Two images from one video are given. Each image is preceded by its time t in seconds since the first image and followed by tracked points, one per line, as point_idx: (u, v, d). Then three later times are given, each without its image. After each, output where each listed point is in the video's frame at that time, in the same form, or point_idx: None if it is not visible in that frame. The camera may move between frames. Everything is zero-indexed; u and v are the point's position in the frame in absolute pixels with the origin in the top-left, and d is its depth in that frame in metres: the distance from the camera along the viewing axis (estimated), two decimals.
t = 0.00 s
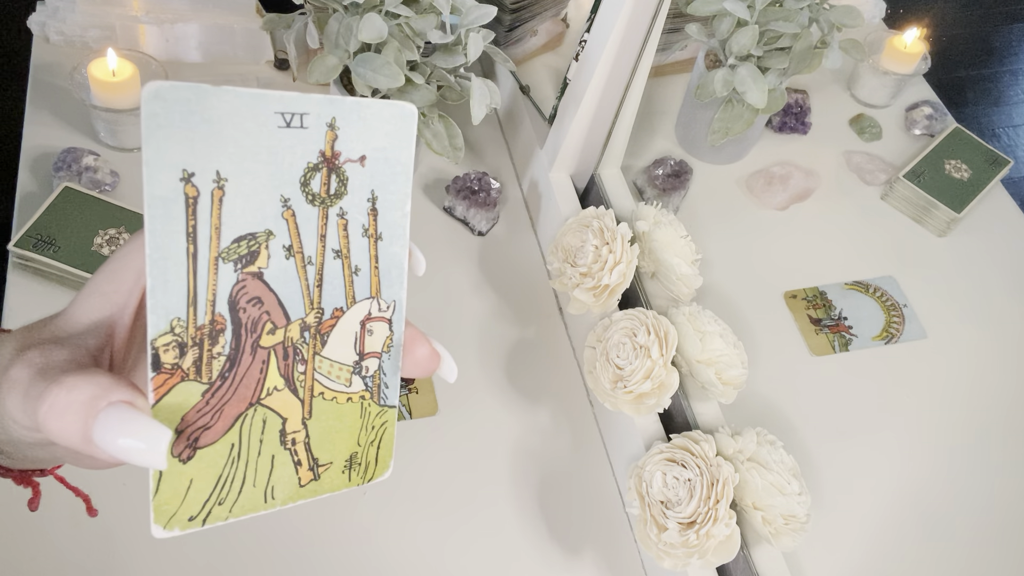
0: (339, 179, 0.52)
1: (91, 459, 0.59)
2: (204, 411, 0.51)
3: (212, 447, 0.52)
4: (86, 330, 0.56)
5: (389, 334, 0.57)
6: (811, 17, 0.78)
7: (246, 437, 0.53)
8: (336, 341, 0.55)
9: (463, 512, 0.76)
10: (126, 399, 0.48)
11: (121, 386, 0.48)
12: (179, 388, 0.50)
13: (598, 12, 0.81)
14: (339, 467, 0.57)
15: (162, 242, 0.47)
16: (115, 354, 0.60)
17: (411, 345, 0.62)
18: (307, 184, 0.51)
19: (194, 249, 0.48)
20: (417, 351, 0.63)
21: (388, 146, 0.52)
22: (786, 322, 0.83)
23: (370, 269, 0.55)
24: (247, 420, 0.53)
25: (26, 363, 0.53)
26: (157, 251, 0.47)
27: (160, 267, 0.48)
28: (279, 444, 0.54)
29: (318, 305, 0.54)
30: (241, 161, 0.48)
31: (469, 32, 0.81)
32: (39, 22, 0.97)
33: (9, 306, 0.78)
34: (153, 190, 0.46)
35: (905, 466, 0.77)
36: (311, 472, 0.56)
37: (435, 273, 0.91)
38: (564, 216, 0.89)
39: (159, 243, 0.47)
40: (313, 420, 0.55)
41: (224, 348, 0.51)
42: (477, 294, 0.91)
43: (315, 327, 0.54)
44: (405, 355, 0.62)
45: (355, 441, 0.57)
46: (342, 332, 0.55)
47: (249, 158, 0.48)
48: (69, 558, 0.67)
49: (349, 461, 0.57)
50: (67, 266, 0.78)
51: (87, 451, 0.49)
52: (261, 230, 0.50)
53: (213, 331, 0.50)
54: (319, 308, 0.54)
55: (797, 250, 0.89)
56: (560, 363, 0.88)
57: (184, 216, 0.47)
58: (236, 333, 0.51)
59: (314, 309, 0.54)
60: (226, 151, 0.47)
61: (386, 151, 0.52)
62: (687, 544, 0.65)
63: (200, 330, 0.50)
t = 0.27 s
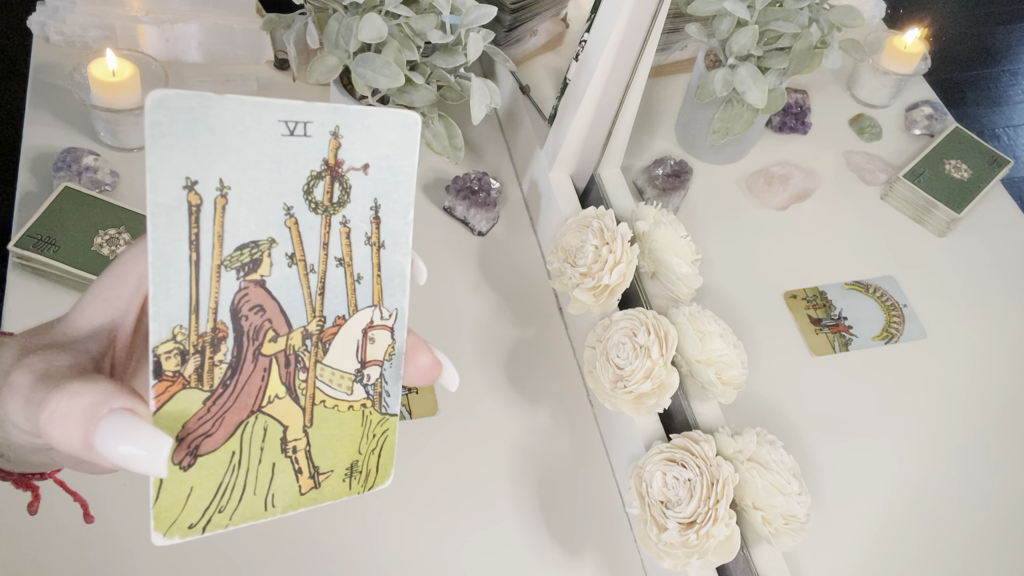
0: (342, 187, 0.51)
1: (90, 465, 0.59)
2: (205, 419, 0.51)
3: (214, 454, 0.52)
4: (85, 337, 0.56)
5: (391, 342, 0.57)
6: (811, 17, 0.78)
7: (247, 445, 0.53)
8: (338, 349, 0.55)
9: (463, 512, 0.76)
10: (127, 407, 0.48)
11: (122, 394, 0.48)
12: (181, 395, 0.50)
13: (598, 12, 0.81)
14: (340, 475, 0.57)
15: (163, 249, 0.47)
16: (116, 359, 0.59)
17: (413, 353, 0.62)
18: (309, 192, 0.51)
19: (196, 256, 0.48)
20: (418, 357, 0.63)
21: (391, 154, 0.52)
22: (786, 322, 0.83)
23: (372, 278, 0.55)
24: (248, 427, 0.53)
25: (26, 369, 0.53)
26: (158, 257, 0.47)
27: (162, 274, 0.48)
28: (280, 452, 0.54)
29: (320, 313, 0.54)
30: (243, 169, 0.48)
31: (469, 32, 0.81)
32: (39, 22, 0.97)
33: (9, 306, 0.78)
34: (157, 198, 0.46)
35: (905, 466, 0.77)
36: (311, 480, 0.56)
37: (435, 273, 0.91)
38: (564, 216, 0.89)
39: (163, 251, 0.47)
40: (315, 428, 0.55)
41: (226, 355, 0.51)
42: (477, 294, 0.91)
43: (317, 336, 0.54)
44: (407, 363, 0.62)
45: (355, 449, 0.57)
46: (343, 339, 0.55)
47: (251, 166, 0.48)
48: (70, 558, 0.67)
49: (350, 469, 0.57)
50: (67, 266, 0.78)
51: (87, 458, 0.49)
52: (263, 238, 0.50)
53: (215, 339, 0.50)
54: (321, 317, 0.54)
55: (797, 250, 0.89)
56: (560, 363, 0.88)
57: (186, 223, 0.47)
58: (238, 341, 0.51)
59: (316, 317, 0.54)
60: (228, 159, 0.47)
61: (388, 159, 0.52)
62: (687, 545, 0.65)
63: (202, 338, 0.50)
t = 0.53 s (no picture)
0: (340, 191, 0.52)
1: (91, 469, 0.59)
2: (206, 424, 0.51)
3: (215, 459, 0.52)
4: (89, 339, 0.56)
5: (391, 343, 0.57)
6: (811, 17, 0.78)
7: (249, 448, 0.53)
8: (337, 352, 0.55)
9: (463, 512, 0.76)
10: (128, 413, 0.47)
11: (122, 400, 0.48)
12: (179, 402, 0.50)
13: (598, 12, 0.81)
14: (343, 474, 0.57)
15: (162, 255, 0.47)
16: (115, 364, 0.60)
17: (413, 353, 0.62)
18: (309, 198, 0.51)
19: (195, 263, 0.48)
20: (417, 359, 0.63)
21: (388, 156, 0.52)
22: (786, 323, 0.83)
23: (373, 279, 0.55)
24: (250, 431, 0.53)
25: (27, 374, 0.52)
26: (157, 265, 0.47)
27: (161, 282, 0.48)
28: (283, 454, 0.54)
29: (320, 316, 0.54)
30: (241, 175, 0.48)
31: (469, 32, 0.81)
32: (39, 22, 0.97)
33: (8, 306, 0.78)
34: (155, 205, 0.46)
35: (905, 466, 0.77)
36: (314, 480, 0.56)
37: (435, 273, 0.91)
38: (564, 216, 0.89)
39: (161, 259, 0.47)
40: (316, 430, 0.55)
41: (225, 361, 0.51)
42: (477, 294, 0.91)
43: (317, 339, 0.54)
44: (407, 363, 0.62)
45: (357, 449, 0.57)
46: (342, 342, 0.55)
47: (250, 172, 0.48)
48: (71, 558, 0.67)
49: (352, 469, 0.57)
50: (67, 266, 0.78)
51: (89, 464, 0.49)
52: (262, 242, 0.50)
53: (215, 344, 0.50)
54: (320, 320, 0.54)
55: (797, 250, 0.89)
56: (560, 364, 0.88)
57: (185, 231, 0.47)
58: (237, 346, 0.51)
59: (316, 320, 0.54)
60: (226, 165, 0.47)
61: (386, 161, 0.52)
62: (687, 545, 0.65)
63: (201, 344, 0.50)
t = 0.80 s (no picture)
0: (339, 196, 0.51)
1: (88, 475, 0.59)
2: (203, 430, 0.51)
3: (211, 466, 0.52)
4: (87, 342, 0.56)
5: (390, 349, 0.57)
6: (811, 16, 0.78)
7: (246, 456, 0.53)
8: (336, 358, 0.55)
9: (463, 511, 0.76)
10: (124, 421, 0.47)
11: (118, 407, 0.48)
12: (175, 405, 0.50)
13: (598, 12, 0.82)
14: (340, 482, 0.57)
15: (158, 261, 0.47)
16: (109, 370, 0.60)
17: (412, 359, 0.62)
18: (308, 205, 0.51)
19: (192, 268, 0.48)
20: (415, 366, 0.63)
21: (388, 161, 0.52)
22: (786, 323, 0.83)
23: (371, 286, 0.55)
24: (247, 438, 0.53)
25: (24, 380, 0.52)
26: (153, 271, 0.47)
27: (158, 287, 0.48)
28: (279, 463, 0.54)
29: (318, 321, 0.53)
30: (239, 179, 0.48)
31: (469, 32, 0.81)
32: (39, 22, 0.97)
33: (9, 306, 0.78)
34: (152, 209, 0.46)
35: (904, 465, 0.77)
36: (311, 488, 0.56)
37: (435, 272, 0.91)
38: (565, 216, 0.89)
39: (158, 263, 0.47)
40: (314, 437, 0.55)
41: (223, 366, 0.51)
42: (477, 294, 0.91)
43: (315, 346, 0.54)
44: (406, 369, 0.62)
45: (355, 457, 0.57)
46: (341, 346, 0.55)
47: (247, 176, 0.48)
48: (72, 558, 0.67)
49: (350, 477, 0.57)
50: (67, 266, 0.78)
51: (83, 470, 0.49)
52: (260, 248, 0.50)
53: (212, 350, 0.50)
54: (318, 327, 0.54)
55: (797, 250, 0.89)
56: (560, 364, 0.88)
57: (181, 235, 0.47)
58: (235, 352, 0.51)
59: (314, 326, 0.53)
60: (223, 168, 0.47)
61: (385, 166, 0.52)
62: (687, 545, 0.65)
63: (198, 349, 0.50)
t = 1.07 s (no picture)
0: (328, 185, 0.51)
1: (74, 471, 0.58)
2: (190, 424, 0.51)
3: (199, 460, 0.52)
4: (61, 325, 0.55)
5: (381, 342, 0.57)
6: (811, 16, 0.78)
7: (237, 451, 0.53)
8: (326, 350, 0.55)
9: (463, 512, 0.76)
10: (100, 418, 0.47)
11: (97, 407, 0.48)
12: (160, 399, 0.50)
13: (598, 12, 0.82)
14: (331, 478, 0.57)
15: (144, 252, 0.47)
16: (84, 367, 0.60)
17: (404, 353, 0.62)
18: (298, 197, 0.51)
19: (178, 258, 0.48)
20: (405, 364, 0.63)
21: (377, 150, 0.52)
22: (786, 323, 0.83)
23: (362, 277, 0.55)
24: (236, 433, 0.53)
25: (8, 374, 0.52)
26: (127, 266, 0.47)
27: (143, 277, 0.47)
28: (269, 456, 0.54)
29: (307, 314, 0.54)
30: (225, 168, 0.48)
31: (469, 32, 0.81)
32: (39, 22, 0.97)
33: (8, 306, 0.78)
34: (135, 198, 0.46)
35: (905, 465, 0.76)
36: (302, 484, 0.56)
37: (435, 273, 0.91)
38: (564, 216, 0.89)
39: (143, 253, 0.47)
40: (304, 431, 0.55)
41: (210, 358, 0.51)
42: (477, 294, 0.91)
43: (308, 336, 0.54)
44: (398, 363, 0.62)
45: (347, 452, 0.57)
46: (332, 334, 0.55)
47: (233, 165, 0.48)
48: (70, 558, 0.67)
49: (341, 472, 0.57)
50: (67, 266, 0.78)
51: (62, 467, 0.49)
52: (247, 238, 0.50)
53: (199, 342, 0.50)
54: (308, 317, 0.54)
55: (798, 250, 0.89)
56: (560, 364, 0.88)
57: (167, 225, 0.47)
58: (222, 344, 0.51)
59: (303, 318, 0.53)
60: (209, 156, 0.47)
61: (375, 156, 0.52)
62: (687, 545, 0.65)
63: (185, 341, 0.50)
